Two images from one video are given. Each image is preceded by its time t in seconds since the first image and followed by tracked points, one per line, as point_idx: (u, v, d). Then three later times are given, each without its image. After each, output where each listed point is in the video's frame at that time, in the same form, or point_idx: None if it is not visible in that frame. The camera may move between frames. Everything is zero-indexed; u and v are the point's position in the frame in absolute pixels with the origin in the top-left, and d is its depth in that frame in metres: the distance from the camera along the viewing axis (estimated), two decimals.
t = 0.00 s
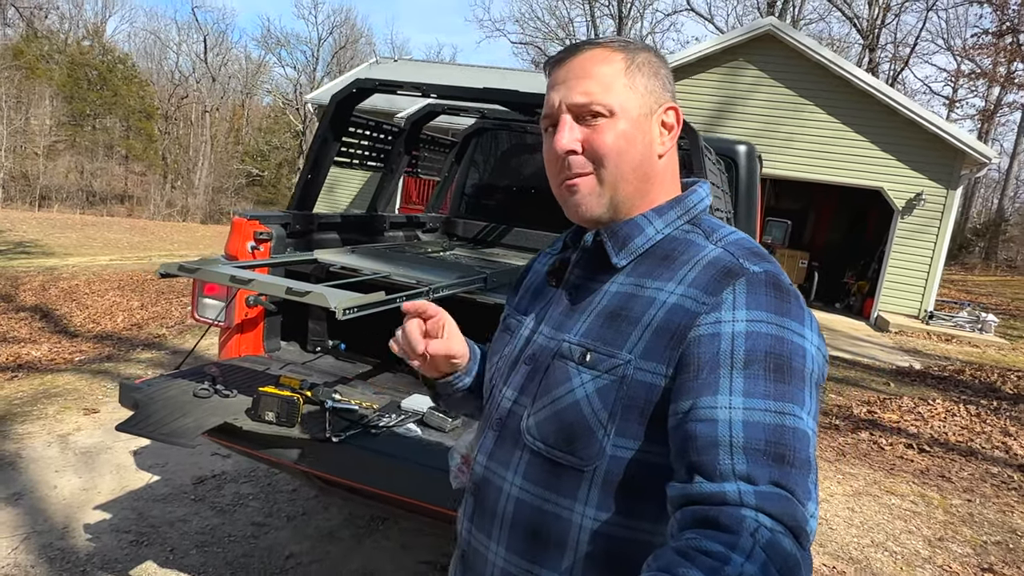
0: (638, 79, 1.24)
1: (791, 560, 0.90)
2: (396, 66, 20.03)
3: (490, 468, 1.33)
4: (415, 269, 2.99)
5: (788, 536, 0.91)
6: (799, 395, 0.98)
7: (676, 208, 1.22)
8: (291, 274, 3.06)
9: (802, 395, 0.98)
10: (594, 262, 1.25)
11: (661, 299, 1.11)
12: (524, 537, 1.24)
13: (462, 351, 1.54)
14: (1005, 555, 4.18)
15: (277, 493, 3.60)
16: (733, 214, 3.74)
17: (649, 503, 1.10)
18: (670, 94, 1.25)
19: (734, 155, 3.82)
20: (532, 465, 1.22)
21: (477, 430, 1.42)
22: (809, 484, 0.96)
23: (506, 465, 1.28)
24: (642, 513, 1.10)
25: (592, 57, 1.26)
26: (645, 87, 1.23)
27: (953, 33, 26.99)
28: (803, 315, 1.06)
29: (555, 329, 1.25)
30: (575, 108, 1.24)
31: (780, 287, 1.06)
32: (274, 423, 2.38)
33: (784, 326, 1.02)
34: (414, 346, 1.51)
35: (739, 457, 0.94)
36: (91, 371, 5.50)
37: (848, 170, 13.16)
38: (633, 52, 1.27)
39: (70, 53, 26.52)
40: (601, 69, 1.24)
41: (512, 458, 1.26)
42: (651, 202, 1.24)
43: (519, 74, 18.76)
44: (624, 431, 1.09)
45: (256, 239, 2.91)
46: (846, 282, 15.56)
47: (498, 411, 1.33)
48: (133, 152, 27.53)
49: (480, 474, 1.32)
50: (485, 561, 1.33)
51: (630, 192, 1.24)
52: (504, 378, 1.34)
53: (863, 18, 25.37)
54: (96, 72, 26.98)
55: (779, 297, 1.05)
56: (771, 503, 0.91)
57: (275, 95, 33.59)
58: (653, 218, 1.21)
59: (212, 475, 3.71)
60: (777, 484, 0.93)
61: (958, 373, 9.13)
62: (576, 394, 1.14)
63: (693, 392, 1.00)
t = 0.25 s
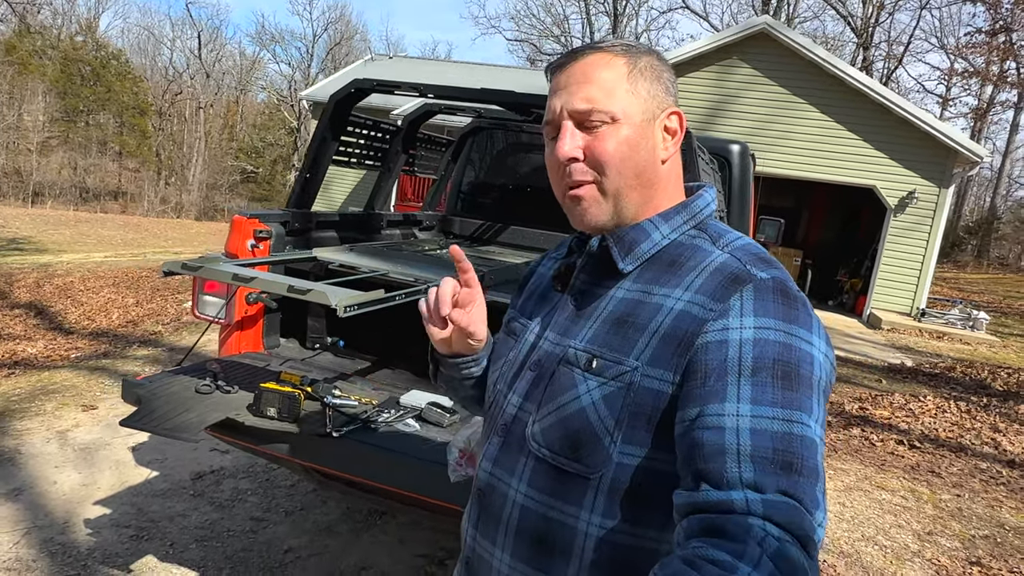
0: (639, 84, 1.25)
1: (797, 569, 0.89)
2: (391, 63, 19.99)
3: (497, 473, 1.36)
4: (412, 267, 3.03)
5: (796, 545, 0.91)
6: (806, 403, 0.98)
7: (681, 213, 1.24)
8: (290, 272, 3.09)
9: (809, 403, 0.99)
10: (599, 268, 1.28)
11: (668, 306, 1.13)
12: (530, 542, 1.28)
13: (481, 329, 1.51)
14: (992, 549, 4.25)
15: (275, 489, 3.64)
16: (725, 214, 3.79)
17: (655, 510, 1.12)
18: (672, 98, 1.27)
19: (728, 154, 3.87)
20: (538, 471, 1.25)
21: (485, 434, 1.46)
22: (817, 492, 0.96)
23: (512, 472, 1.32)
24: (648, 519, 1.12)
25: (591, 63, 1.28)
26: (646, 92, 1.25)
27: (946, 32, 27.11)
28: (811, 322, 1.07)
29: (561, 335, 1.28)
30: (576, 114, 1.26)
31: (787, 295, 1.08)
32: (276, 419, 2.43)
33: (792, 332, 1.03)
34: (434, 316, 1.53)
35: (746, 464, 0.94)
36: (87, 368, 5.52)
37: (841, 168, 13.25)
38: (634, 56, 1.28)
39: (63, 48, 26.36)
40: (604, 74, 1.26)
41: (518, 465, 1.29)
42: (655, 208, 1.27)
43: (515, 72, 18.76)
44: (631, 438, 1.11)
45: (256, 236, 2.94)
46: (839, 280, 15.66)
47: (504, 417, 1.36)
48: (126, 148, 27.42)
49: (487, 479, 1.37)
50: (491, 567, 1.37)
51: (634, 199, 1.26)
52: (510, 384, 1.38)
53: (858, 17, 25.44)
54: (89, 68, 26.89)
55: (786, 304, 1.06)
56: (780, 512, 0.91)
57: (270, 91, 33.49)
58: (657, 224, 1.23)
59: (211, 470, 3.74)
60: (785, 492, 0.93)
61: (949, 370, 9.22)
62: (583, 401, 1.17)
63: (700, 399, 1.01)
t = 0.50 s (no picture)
0: (651, 81, 1.23)
1: (805, 569, 0.89)
2: (385, 60, 19.96)
3: (503, 469, 1.36)
4: (409, 261, 3.08)
5: (803, 543, 0.91)
6: (813, 401, 0.97)
7: (687, 212, 1.23)
8: (288, 266, 3.14)
9: (817, 401, 0.98)
10: (606, 266, 1.26)
11: (674, 304, 1.12)
12: (535, 538, 1.27)
13: (479, 333, 1.49)
14: (979, 539, 4.34)
15: (273, 481, 3.68)
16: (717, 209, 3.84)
17: (661, 505, 1.12)
18: (682, 98, 1.25)
19: (720, 151, 3.93)
20: (543, 468, 1.24)
21: (489, 431, 1.45)
22: (822, 490, 0.96)
23: (517, 469, 1.31)
24: (653, 517, 1.13)
25: (604, 60, 1.26)
26: (657, 89, 1.22)
27: (939, 29, 27.25)
28: (817, 320, 1.06)
29: (568, 332, 1.27)
30: (586, 109, 1.24)
31: (794, 293, 1.07)
32: (276, 410, 2.45)
33: (798, 331, 1.02)
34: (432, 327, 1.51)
35: (753, 462, 0.94)
36: (84, 363, 5.54)
37: (834, 166, 13.33)
38: (648, 52, 1.26)
39: (55, 43, 26.13)
40: (615, 70, 1.24)
41: (523, 463, 1.29)
42: (662, 206, 1.25)
43: (509, 69, 18.77)
44: (636, 435, 1.11)
45: (255, 231, 2.97)
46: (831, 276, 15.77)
47: (509, 414, 1.35)
48: (119, 144, 27.26)
49: (492, 477, 1.36)
50: (494, 562, 1.37)
51: (640, 198, 1.24)
52: (515, 382, 1.37)
53: (851, 15, 25.55)
54: (81, 63, 26.45)
55: (792, 303, 1.05)
56: (787, 510, 0.91)
57: (263, 87, 33.37)
58: (665, 222, 1.22)
59: (210, 463, 3.78)
60: (792, 490, 0.92)
61: (939, 365, 9.32)
62: (589, 397, 1.16)
63: (705, 397, 1.01)
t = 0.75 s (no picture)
0: (659, 88, 1.21)
1: None
2: (379, 56, 19.93)
3: (501, 474, 1.31)
4: (404, 259, 3.12)
5: (803, 553, 0.87)
6: (818, 410, 0.94)
7: (692, 218, 1.20)
8: (285, 264, 3.18)
9: (818, 410, 0.94)
10: (610, 268, 1.22)
11: (678, 309, 1.08)
12: (532, 544, 1.22)
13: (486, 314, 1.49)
14: (965, 533, 4.40)
15: (269, 477, 3.71)
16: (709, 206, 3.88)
17: (660, 514, 1.08)
18: (690, 105, 1.23)
19: (712, 150, 3.97)
20: (541, 474, 1.20)
21: (487, 435, 1.40)
22: (824, 502, 0.92)
23: (516, 474, 1.26)
24: (652, 525, 1.08)
25: (613, 64, 1.24)
26: (665, 95, 1.21)
27: (931, 28, 27.38)
28: (821, 328, 1.02)
29: (570, 337, 1.22)
30: (593, 112, 1.22)
31: (797, 300, 1.03)
32: (275, 405, 2.50)
33: (803, 340, 0.98)
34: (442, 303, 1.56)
35: (754, 471, 0.91)
36: (79, 360, 5.56)
37: (826, 163, 13.40)
38: (658, 59, 1.24)
39: (45, 38, 25.94)
40: (624, 75, 1.22)
41: (521, 467, 1.24)
42: (666, 213, 1.23)
43: (503, 66, 18.78)
44: (636, 442, 1.07)
45: (252, 230, 3.00)
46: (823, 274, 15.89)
47: (508, 417, 1.30)
48: (111, 141, 27.12)
49: (489, 482, 1.31)
50: (490, 568, 1.32)
51: (645, 203, 1.22)
52: (514, 386, 1.32)
53: (843, 13, 25.64)
54: (72, 59, 26.32)
55: (797, 311, 1.01)
56: (787, 520, 0.87)
57: (256, 83, 33.24)
58: (668, 228, 1.18)
59: (206, 459, 3.81)
60: (794, 502, 0.89)
61: (929, 362, 9.41)
62: (590, 402, 1.11)
63: (707, 405, 0.97)
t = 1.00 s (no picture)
0: (674, 82, 1.22)
1: None
2: (372, 53, 19.88)
3: (506, 472, 1.32)
4: (401, 255, 3.13)
5: (809, 555, 0.89)
6: (825, 412, 0.95)
7: (699, 217, 1.21)
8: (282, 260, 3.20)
9: (826, 411, 0.95)
10: (616, 267, 1.23)
11: (685, 309, 1.09)
12: (537, 544, 1.23)
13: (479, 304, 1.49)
14: (956, 525, 4.46)
15: (266, 472, 3.72)
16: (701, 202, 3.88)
17: (665, 514, 1.10)
18: (704, 102, 1.23)
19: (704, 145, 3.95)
20: (547, 472, 1.21)
21: (491, 433, 1.41)
22: (830, 503, 0.93)
23: (521, 473, 1.27)
24: (659, 525, 1.10)
25: (628, 57, 1.26)
26: (679, 90, 1.22)
27: (923, 25, 27.49)
28: (829, 330, 1.03)
29: (576, 334, 1.23)
30: (607, 102, 1.23)
31: (806, 302, 1.04)
32: (275, 400, 2.48)
33: (810, 341, 0.99)
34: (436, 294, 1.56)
35: (761, 473, 0.92)
36: (74, 357, 5.56)
37: (819, 160, 13.46)
38: (672, 55, 1.26)
39: (36, 34, 25.77)
40: (639, 67, 1.24)
41: (526, 466, 1.25)
42: (674, 210, 1.24)
43: (497, 62, 18.76)
44: (642, 441, 1.08)
45: (249, 226, 3.03)
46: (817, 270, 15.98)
47: (513, 415, 1.31)
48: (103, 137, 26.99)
49: (494, 481, 1.32)
50: (494, 567, 1.33)
51: (654, 196, 1.23)
52: (519, 384, 1.32)
53: (836, 10, 25.71)
54: (64, 55, 26.19)
55: (804, 311, 1.02)
56: (793, 521, 0.89)
57: (249, 79, 33.10)
58: (676, 227, 1.20)
59: (202, 456, 3.81)
60: (801, 503, 0.90)
61: (921, 357, 9.49)
62: (597, 402, 1.12)
63: (714, 405, 0.99)
